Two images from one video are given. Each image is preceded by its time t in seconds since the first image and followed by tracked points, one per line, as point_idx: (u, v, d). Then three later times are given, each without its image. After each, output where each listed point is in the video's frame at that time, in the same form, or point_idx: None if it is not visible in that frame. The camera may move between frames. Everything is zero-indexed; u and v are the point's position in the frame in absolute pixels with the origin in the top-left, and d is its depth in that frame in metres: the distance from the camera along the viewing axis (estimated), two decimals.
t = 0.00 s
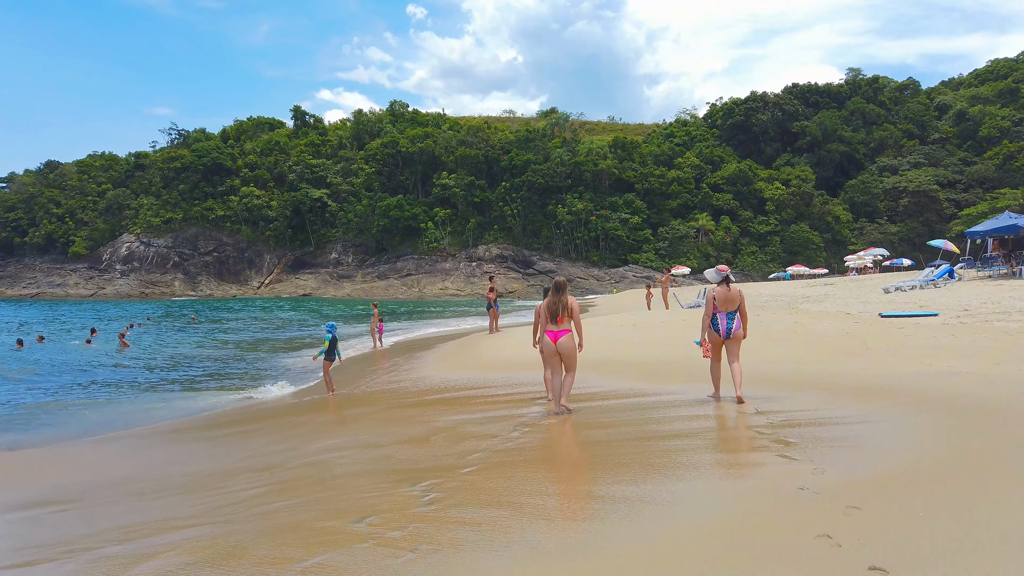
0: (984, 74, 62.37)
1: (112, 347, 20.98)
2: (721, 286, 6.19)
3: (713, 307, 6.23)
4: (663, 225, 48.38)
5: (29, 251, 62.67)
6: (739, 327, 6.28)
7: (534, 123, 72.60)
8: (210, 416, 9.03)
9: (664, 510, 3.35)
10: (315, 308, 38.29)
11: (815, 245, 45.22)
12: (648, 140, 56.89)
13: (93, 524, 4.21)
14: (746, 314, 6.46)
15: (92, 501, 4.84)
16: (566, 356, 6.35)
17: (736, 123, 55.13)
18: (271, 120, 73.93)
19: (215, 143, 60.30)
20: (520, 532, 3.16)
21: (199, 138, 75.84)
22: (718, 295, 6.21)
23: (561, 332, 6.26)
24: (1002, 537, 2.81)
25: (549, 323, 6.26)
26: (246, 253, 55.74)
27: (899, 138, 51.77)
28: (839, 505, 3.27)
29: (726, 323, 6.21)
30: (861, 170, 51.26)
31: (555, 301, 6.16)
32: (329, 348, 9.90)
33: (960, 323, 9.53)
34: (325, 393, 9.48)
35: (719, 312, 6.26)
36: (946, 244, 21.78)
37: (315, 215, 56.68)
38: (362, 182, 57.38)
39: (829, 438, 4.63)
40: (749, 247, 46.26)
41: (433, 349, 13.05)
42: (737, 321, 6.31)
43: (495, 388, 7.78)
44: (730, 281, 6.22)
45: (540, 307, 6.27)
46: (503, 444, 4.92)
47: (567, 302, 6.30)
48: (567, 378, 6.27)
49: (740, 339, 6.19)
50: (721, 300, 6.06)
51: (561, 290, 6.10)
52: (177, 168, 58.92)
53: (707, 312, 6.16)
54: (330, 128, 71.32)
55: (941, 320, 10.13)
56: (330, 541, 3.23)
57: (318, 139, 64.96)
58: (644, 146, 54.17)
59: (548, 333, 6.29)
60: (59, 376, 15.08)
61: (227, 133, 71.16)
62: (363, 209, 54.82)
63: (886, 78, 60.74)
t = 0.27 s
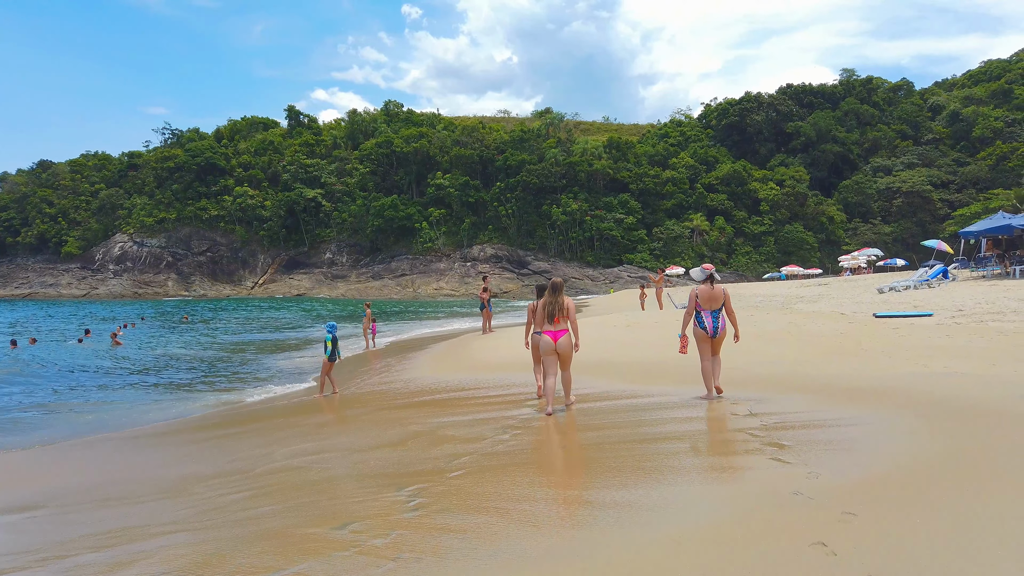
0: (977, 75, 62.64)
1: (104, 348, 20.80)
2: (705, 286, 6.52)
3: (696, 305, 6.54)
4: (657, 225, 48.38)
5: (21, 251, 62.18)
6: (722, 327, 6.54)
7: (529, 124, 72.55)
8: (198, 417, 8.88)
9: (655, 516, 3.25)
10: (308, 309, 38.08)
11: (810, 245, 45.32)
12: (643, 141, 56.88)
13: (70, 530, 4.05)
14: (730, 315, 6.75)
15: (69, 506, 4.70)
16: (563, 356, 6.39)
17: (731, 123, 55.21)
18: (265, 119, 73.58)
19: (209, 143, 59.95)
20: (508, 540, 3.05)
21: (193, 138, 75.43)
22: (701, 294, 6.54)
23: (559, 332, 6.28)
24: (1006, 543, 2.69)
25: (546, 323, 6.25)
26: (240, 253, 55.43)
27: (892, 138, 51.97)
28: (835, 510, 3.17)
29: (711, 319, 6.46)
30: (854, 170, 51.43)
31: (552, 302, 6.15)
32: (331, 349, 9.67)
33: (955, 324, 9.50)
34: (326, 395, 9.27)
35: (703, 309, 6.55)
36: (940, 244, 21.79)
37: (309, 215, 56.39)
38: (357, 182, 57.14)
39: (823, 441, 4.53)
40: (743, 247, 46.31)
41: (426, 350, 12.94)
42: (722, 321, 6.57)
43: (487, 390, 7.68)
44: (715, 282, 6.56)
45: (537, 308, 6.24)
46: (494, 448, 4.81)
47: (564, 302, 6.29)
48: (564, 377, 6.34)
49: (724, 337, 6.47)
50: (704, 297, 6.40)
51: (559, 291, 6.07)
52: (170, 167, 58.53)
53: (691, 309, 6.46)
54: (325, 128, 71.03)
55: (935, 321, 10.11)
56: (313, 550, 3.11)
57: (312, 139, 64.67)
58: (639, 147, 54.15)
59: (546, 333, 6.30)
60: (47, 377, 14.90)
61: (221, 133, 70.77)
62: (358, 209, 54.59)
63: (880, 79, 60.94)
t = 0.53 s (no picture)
0: (972, 76, 62.80)
1: (97, 347, 20.66)
2: (692, 286, 6.43)
3: (682, 305, 6.46)
4: (653, 225, 48.34)
5: (15, 251, 61.81)
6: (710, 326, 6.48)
7: (526, 124, 72.49)
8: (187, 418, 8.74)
9: (645, 521, 3.12)
10: (303, 309, 37.88)
11: (806, 245, 45.32)
12: (639, 141, 56.84)
13: (39, 535, 3.92)
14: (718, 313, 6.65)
15: (44, 510, 4.56)
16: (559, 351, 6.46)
17: (727, 124, 55.24)
18: (261, 119, 73.33)
19: (204, 143, 59.67)
20: (490, 546, 2.92)
21: (189, 138, 75.14)
22: (688, 294, 6.45)
23: (558, 327, 6.35)
24: (1009, 548, 2.57)
25: (546, 319, 6.33)
26: (235, 253, 55.16)
27: (888, 139, 52.06)
28: (830, 514, 3.06)
29: (699, 319, 6.39)
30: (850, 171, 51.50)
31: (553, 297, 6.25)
32: (329, 347, 9.59)
33: (952, 323, 9.43)
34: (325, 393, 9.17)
35: (691, 309, 6.47)
36: (936, 244, 21.75)
37: (305, 215, 56.14)
38: (352, 182, 56.93)
39: (818, 443, 4.42)
40: (739, 247, 46.30)
41: (419, 350, 12.81)
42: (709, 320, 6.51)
43: (478, 390, 7.56)
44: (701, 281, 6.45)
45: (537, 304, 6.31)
46: (480, 449, 4.68)
47: (562, 299, 6.39)
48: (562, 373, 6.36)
49: (711, 337, 6.40)
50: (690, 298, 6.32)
51: (559, 286, 6.21)
52: (165, 167, 58.21)
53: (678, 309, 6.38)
54: (321, 127, 70.82)
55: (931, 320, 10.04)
56: (286, 556, 2.98)
57: (308, 139, 64.43)
58: (635, 147, 54.09)
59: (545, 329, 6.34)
60: (36, 377, 14.72)
61: (216, 133, 70.49)
62: (353, 209, 54.37)
63: (875, 80, 61.05)
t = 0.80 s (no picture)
0: (966, 76, 62.97)
1: (87, 347, 20.44)
2: (680, 284, 6.32)
3: (671, 304, 6.35)
4: (649, 225, 48.27)
5: (8, 251, 61.30)
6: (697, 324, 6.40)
7: (522, 123, 72.36)
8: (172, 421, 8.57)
9: (628, 534, 2.97)
10: (297, 309, 37.65)
11: (801, 245, 45.31)
12: (634, 141, 56.76)
13: (1, 547, 3.75)
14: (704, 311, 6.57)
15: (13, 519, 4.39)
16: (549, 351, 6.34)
17: (722, 123, 55.23)
18: (256, 119, 72.96)
19: (198, 142, 59.31)
20: (466, 561, 2.78)
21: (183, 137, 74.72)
22: (677, 292, 6.34)
23: (549, 327, 6.23)
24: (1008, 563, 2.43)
25: (538, 318, 6.20)
26: (230, 253, 54.85)
27: (883, 139, 52.18)
28: (821, 526, 2.92)
29: (687, 318, 6.29)
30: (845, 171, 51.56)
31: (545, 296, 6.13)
32: (323, 346, 9.47)
33: (947, 324, 9.35)
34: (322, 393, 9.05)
35: (679, 307, 6.36)
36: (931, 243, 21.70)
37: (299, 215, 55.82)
38: (347, 182, 56.68)
39: (810, 450, 4.27)
40: (735, 247, 46.27)
41: (412, 350, 12.68)
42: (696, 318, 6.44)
43: (466, 393, 7.42)
44: (689, 278, 6.35)
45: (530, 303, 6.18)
46: (465, 455, 4.54)
47: (554, 298, 6.30)
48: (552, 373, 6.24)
49: (699, 335, 6.33)
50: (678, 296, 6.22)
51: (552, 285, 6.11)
52: (159, 167, 57.82)
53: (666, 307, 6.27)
54: (316, 127, 70.52)
55: (927, 321, 9.95)
56: (254, 571, 2.84)
57: (303, 138, 64.11)
58: (630, 146, 54.01)
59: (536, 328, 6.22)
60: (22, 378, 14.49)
61: (210, 132, 70.09)
62: (349, 208, 54.12)
63: (870, 79, 61.13)
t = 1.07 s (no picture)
0: (964, 75, 62.97)
1: (82, 346, 20.27)
2: (674, 283, 6.24)
3: (665, 302, 6.26)
4: (647, 224, 48.19)
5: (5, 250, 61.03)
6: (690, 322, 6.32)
7: (520, 122, 72.21)
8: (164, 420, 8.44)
9: (620, 538, 2.85)
10: (295, 308, 37.53)
11: (799, 244, 45.25)
12: (633, 139, 56.65)
13: None
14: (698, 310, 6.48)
15: None
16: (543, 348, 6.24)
17: (721, 122, 55.15)
18: (253, 117, 72.70)
19: (196, 141, 59.08)
20: (451, 568, 2.66)
21: (181, 135, 74.47)
22: (671, 291, 6.26)
23: (542, 324, 6.12)
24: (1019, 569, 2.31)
25: (530, 315, 6.09)
26: (228, 251, 54.67)
27: (881, 137, 52.10)
28: (825, 531, 2.77)
29: (680, 316, 6.21)
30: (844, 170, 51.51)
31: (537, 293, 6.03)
32: (324, 344, 9.35)
33: (947, 322, 9.27)
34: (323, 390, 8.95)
35: (672, 306, 6.27)
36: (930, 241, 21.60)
37: (297, 214, 55.62)
38: (346, 181, 56.52)
39: (809, 450, 4.16)
40: (733, 246, 46.21)
41: (408, 349, 12.56)
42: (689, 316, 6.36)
43: (460, 393, 7.31)
44: (682, 277, 6.27)
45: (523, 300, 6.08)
46: (456, 456, 4.43)
47: (547, 295, 6.19)
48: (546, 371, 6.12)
49: (691, 332, 6.24)
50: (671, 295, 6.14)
51: (543, 282, 6.00)
52: (157, 165, 57.58)
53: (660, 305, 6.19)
54: (314, 126, 70.32)
55: (926, 319, 9.87)
56: None
57: (301, 137, 63.89)
58: (628, 145, 53.90)
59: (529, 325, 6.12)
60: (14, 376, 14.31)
61: (208, 131, 69.86)
62: (347, 207, 53.96)
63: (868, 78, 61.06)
